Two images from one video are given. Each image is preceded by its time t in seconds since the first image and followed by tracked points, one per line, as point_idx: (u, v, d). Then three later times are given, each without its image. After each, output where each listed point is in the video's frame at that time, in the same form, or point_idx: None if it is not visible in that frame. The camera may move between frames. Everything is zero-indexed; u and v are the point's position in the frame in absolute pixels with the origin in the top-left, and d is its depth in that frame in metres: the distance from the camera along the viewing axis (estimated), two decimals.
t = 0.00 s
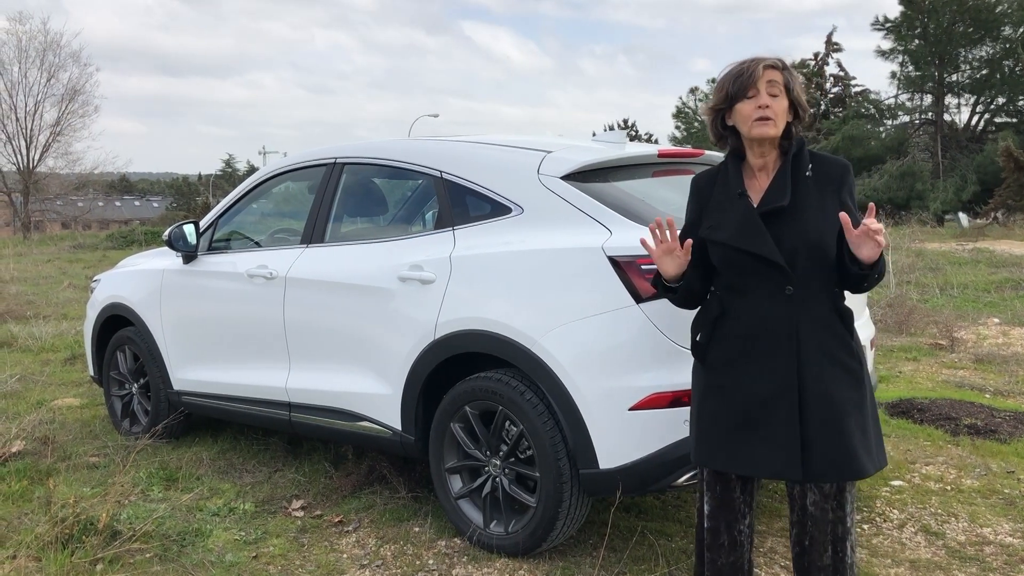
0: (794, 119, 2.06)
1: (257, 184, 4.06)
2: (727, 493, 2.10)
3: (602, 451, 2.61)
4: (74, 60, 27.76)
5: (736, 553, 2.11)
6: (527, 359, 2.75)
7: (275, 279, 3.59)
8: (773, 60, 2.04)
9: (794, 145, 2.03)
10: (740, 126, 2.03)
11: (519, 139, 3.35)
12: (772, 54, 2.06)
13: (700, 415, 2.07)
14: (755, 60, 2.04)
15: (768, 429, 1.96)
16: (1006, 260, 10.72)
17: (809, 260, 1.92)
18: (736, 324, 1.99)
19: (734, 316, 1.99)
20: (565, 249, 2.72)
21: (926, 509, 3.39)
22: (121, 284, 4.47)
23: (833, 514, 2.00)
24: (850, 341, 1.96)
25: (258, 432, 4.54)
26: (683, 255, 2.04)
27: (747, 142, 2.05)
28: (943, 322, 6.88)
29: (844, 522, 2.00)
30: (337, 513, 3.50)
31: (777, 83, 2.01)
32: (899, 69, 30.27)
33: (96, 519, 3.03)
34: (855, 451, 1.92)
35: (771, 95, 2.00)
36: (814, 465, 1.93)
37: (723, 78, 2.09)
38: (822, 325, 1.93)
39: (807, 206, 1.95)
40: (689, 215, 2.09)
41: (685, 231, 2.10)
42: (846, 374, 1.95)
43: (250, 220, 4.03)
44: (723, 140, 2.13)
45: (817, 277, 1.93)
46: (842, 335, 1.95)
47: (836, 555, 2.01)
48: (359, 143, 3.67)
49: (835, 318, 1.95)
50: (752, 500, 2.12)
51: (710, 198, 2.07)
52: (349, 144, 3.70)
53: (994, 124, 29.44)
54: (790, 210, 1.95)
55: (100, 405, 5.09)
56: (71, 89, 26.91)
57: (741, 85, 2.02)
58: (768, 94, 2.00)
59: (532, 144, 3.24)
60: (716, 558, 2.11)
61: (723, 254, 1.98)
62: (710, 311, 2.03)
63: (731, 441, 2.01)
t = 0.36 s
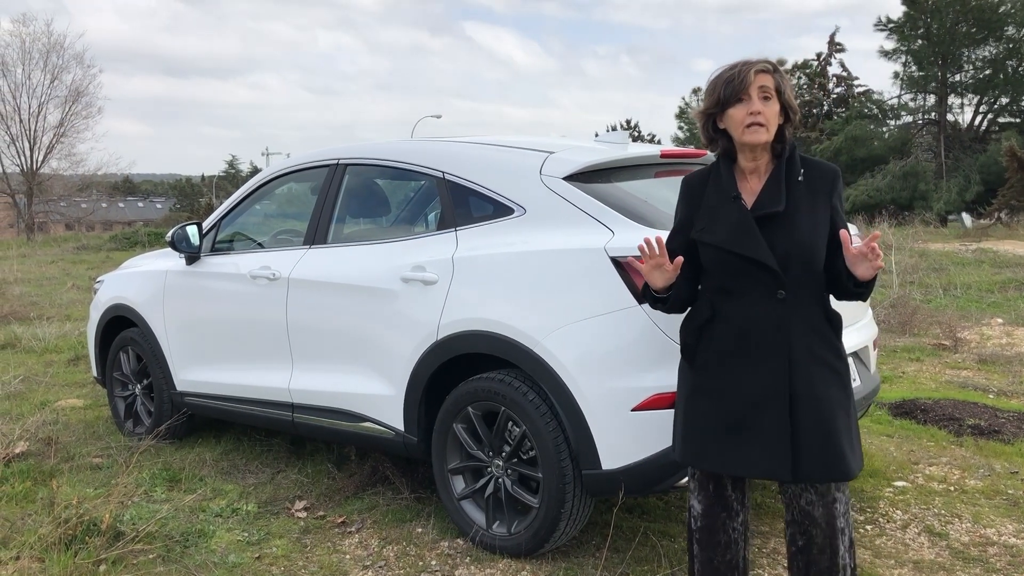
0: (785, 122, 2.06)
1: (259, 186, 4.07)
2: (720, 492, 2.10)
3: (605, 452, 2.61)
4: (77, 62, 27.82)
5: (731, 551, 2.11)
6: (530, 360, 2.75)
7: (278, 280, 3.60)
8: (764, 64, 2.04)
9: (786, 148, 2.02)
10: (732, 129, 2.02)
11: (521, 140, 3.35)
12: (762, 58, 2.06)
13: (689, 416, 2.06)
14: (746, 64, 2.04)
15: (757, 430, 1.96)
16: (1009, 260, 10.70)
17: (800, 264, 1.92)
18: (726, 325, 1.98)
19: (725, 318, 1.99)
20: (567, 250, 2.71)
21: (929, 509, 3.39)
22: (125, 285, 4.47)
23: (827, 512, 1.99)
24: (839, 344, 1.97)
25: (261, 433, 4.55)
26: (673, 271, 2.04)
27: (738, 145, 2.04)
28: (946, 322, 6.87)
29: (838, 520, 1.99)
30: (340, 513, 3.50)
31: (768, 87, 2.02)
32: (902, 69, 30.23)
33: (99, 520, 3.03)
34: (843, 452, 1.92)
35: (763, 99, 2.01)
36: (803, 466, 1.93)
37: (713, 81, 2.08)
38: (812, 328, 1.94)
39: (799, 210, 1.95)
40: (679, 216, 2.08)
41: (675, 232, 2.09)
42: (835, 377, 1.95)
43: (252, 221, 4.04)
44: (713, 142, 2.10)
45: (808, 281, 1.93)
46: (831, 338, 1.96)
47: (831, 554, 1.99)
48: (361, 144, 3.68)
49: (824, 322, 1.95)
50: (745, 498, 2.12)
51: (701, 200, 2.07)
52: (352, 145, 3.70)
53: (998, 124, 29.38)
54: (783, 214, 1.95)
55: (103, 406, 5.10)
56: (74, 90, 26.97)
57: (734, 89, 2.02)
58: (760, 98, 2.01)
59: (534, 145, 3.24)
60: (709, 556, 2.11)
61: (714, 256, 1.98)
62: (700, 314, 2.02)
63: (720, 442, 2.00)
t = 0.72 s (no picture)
0: (780, 124, 2.06)
1: (262, 186, 4.07)
2: (714, 490, 2.09)
3: (607, 452, 2.61)
4: (80, 62, 27.85)
5: (726, 550, 2.10)
6: (532, 360, 2.74)
7: (280, 280, 3.60)
8: (761, 66, 2.03)
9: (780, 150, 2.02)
10: (728, 131, 2.02)
11: (523, 140, 3.35)
12: (759, 59, 2.05)
13: (680, 414, 2.06)
14: (743, 65, 2.03)
15: (747, 429, 1.96)
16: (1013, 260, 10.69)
17: (791, 263, 1.91)
18: (718, 324, 1.98)
19: (716, 316, 1.98)
20: (569, 250, 2.71)
21: (932, 510, 3.38)
22: (127, 285, 4.48)
23: (819, 511, 1.98)
24: (829, 345, 1.97)
25: (263, 433, 4.55)
26: (666, 271, 2.01)
27: (733, 146, 2.04)
28: (949, 323, 6.87)
29: (831, 519, 1.98)
30: (342, 513, 3.50)
31: (765, 89, 2.01)
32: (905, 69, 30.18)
33: (101, 520, 3.03)
34: (833, 452, 1.91)
35: (759, 101, 2.00)
36: (793, 465, 1.93)
37: (710, 81, 2.07)
38: (803, 328, 1.94)
39: (791, 210, 1.95)
40: (673, 214, 2.08)
41: (668, 231, 2.08)
42: (825, 377, 1.95)
43: (255, 221, 4.04)
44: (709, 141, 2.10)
45: (799, 280, 1.93)
46: (822, 339, 1.96)
47: (824, 552, 1.98)
48: (364, 144, 3.68)
49: (815, 322, 1.95)
50: (740, 496, 2.11)
51: (694, 199, 2.06)
52: (354, 145, 3.70)
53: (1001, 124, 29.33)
54: (775, 214, 1.95)
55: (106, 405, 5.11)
56: (77, 91, 27.00)
57: (730, 91, 2.00)
58: (757, 101, 2.00)
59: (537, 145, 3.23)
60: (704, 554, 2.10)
61: (707, 254, 1.97)
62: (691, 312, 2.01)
63: (711, 440, 2.00)
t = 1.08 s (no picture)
0: (780, 126, 2.06)
1: (263, 186, 4.07)
2: (710, 490, 2.09)
3: (609, 452, 2.60)
4: (82, 63, 27.87)
5: (723, 549, 2.10)
6: (533, 361, 2.74)
7: (282, 280, 3.60)
8: (765, 69, 2.02)
9: (778, 152, 2.02)
10: (727, 132, 2.02)
11: (525, 140, 3.35)
12: (764, 62, 2.04)
13: (674, 414, 2.05)
14: (747, 67, 2.02)
15: (740, 429, 1.96)
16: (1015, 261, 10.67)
17: (785, 264, 1.91)
18: (712, 324, 1.97)
19: (711, 316, 1.98)
20: (570, 250, 2.71)
21: (934, 511, 3.38)
22: (129, 285, 4.48)
23: (814, 511, 1.97)
24: (822, 347, 1.97)
25: (265, 432, 4.55)
26: (660, 271, 2.01)
27: (732, 147, 2.04)
28: (951, 324, 6.86)
29: (826, 519, 1.98)
30: (343, 513, 3.50)
31: (767, 93, 2.00)
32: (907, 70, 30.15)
33: (102, 520, 3.03)
34: (825, 453, 1.91)
35: (761, 106, 1.99)
36: (785, 466, 1.93)
37: (714, 81, 2.06)
38: (797, 329, 1.94)
39: (787, 211, 1.95)
40: (669, 214, 2.08)
41: (665, 230, 2.08)
42: (818, 379, 1.95)
43: (256, 221, 4.04)
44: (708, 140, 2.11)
45: (793, 282, 1.93)
46: (815, 340, 1.96)
47: (819, 552, 1.98)
48: (365, 144, 3.68)
49: (809, 324, 1.95)
50: (737, 497, 2.10)
51: (691, 200, 2.06)
52: (356, 145, 3.70)
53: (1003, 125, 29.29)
54: (771, 215, 1.95)
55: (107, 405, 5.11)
56: (79, 91, 27.01)
57: (733, 93, 2.00)
58: (759, 104, 1.99)
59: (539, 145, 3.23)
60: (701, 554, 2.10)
61: (702, 254, 1.97)
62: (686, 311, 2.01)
63: (704, 441, 2.00)
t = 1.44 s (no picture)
0: (778, 126, 2.05)
1: (265, 186, 4.07)
2: (709, 491, 2.09)
3: (610, 453, 2.60)
4: (83, 63, 27.87)
5: (723, 550, 2.09)
6: (534, 361, 2.74)
7: (283, 280, 3.60)
8: (759, 69, 2.02)
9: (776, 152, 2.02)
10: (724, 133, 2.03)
11: (527, 140, 3.35)
12: (759, 62, 2.04)
13: (672, 414, 2.05)
14: (741, 68, 2.03)
15: (738, 429, 1.95)
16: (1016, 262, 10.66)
17: (784, 265, 1.91)
18: (711, 325, 1.97)
19: (710, 317, 1.98)
20: (571, 251, 2.71)
21: (936, 512, 3.37)
22: (131, 285, 4.48)
23: (813, 511, 1.97)
24: (821, 347, 1.97)
25: (266, 433, 4.56)
26: (660, 276, 2.00)
27: (730, 148, 2.04)
28: (953, 325, 6.85)
29: (825, 520, 1.97)
30: (344, 514, 3.50)
31: (763, 93, 2.00)
32: (908, 70, 30.13)
33: (104, 520, 3.03)
34: (823, 454, 1.91)
35: (756, 105, 1.99)
36: (783, 466, 1.92)
37: (709, 83, 2.07)
38: (796, 330, 1.93)
39: (786, 212, 1.95)
40: (669, 214, 2.08)
41: (664, 231, 2.08)
42: (816, 380, 1.95)
43: (258, 221, 4.04)
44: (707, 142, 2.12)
45: (792, 282, 1.92)
46: (814, 341, 1.96)
47: (818, 553, 1.97)
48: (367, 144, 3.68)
49: (807, 325, 1.95)
50: (737, 497, 2.10)
51: (691, 200, 2.06)
52: (358, 145, 3.70)
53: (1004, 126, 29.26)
54: (770, 216, 1.95)
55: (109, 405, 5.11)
56: (81, 91, 27.03)
57: (727, 95, 2.01)
58: (754, 104, 1.99)
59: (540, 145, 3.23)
60: (700, 555, 2.10)
61: (701, 255, 1.97)
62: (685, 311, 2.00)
63: (702, 441, 1.99)
